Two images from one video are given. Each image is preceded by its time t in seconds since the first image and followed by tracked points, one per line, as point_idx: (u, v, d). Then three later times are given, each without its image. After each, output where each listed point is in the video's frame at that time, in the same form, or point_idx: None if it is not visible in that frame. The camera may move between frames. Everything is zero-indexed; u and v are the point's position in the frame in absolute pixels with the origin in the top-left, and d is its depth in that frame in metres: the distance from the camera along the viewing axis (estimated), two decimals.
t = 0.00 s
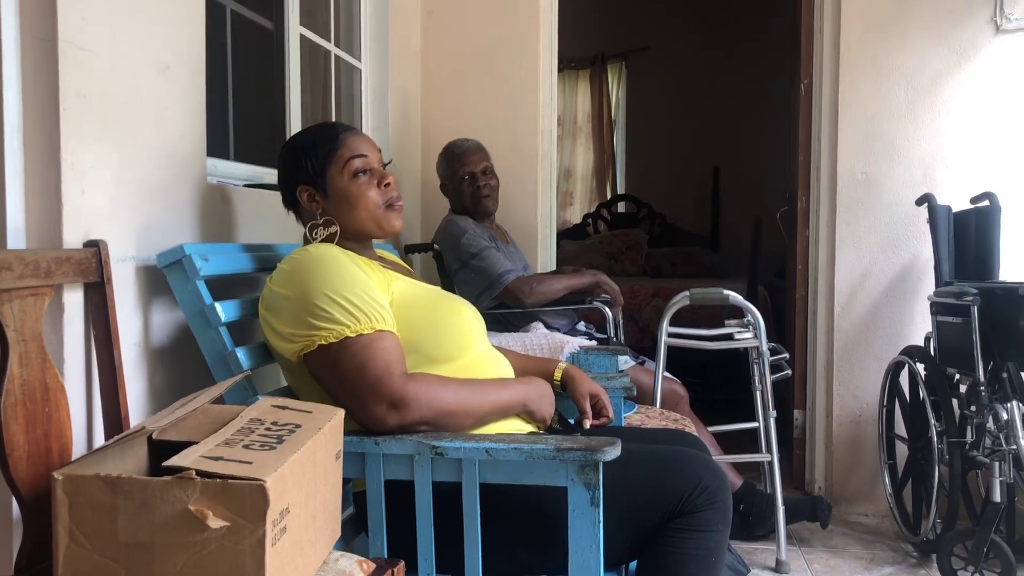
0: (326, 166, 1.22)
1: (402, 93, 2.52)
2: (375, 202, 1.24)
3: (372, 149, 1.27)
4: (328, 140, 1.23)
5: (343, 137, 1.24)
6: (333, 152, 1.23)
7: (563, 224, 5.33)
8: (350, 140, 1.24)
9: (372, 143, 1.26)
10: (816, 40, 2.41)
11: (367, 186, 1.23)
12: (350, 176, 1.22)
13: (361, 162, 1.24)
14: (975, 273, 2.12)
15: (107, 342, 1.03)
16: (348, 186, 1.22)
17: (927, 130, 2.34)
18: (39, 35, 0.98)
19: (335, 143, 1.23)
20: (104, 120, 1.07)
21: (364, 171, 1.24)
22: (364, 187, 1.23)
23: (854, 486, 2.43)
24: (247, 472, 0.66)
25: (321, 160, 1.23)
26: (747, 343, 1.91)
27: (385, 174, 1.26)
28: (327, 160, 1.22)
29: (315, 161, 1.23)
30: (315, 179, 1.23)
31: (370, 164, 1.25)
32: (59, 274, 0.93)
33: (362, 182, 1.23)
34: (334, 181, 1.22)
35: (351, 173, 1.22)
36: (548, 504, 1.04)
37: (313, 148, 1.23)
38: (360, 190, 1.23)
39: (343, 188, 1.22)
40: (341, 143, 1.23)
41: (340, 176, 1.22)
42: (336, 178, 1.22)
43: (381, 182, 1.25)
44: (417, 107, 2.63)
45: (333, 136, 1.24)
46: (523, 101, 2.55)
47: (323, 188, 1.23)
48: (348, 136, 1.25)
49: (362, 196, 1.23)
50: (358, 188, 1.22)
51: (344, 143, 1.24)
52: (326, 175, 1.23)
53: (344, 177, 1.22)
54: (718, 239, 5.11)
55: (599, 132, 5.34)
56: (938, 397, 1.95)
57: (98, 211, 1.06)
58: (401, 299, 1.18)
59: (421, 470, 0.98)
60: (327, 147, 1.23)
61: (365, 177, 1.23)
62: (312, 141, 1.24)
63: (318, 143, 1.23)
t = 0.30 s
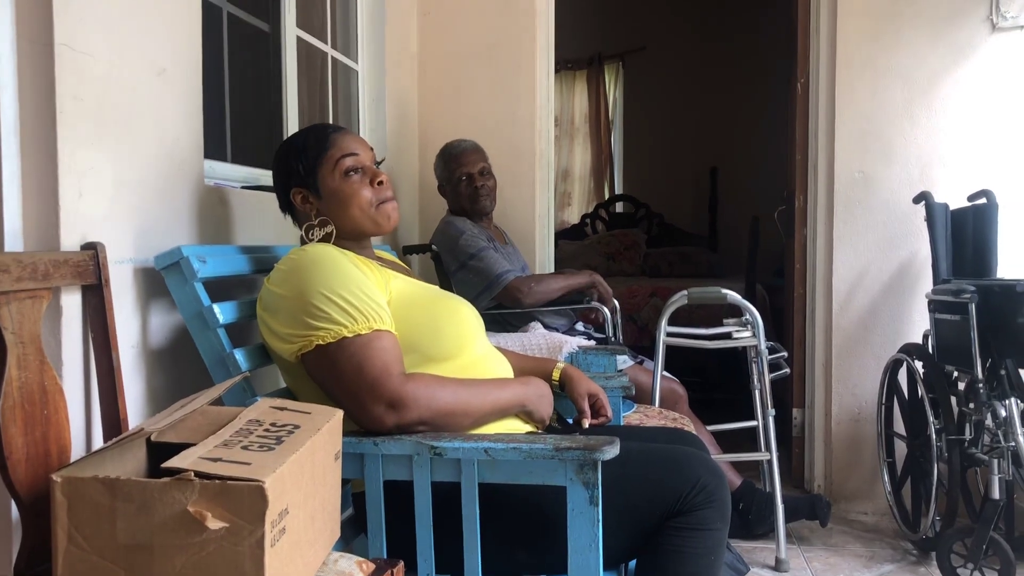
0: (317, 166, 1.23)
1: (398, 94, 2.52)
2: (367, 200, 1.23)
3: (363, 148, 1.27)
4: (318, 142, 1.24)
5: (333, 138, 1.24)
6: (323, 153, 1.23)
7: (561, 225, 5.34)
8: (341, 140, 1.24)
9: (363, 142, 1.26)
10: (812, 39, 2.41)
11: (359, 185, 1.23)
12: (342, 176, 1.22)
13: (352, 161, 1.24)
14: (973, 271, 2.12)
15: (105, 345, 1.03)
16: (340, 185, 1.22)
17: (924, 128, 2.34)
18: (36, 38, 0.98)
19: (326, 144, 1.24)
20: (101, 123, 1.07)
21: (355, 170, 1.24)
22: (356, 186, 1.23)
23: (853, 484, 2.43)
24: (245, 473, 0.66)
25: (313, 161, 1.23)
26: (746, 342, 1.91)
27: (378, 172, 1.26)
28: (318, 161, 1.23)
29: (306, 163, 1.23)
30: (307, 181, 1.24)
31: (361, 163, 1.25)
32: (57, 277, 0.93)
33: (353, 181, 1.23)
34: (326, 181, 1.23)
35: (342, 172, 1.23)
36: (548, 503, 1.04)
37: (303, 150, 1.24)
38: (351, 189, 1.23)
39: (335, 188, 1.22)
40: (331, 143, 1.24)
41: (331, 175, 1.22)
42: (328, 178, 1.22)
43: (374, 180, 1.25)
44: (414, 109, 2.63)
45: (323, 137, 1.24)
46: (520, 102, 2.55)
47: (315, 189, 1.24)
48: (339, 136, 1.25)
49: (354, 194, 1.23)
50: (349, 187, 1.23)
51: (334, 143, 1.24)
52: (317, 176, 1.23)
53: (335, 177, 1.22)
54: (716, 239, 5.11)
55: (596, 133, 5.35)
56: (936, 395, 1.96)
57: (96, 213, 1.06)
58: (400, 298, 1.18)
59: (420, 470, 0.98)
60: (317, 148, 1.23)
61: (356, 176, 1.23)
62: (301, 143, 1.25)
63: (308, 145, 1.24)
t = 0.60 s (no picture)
0: (314, 169, 1.23)
1: (396, 96, 2.52)
2: (364, 202, 1.23)
3: (359, 150, 1.27)
4: (314, 145, 1.24)
5: (329, 140, 1.24)
6: (319, 156, 1.23)
7: (559, 227, 5.34)
8: (337, 142, 1.24)
9: (359, 144, 1.26)
10: (809, 39, 2.41)
11: (356, 187, 1.23)
12: (338, 177, 1.22)
13: (348, 163, 1.24)
14: (971, 271, 2.13)
15: (101, 349, 1.03)
16: (336, 187, 1.22)
17: (921, 128, 2.34)
18: (30, 41, 0.97)
19: (322, 146, 1.24)
20: (96, 127, 1.07)
21: (352, 172, 1.23)
22: (352, 188, 1.23)
23: (852, 485, 2.43)
24: (241, 477, 0.65)
25: (308, 163, 1.23)
26: (744, 343, 1.91)
27: (374, 174, 1.26)
28: (314, 164, 1.23)
29: (302, 166, 1.23)
30: (303, 184, 1.24)
31: (357, 165, 1.25)
32: (53, 281, 0.93)
33: (350, 182, 1.23)
34: (322, 184, 1.22)
35: (338, 174, 1.22)
36: (546, 506, 1.04)
37: (299, 153, 1.24)
38: (348, 191, 1.23)
39: (331, 190, 1.22)
40: (327, 145, 1.24)
41: (328, 177, 1.22)
42: (324, 180, 1.22)
43: (370, 182, 1.25)
44: (411, 111, 2.63)
45: (319, 140, 1.24)
46: (517, 104, 2.55)
47: (312, 191, 1.23)
48: (334, 138, 1.25)
49: (350, 196, 1.22)
50: (346, 189, 1.22)
51: (330, 145, 1.24)
52: (314, 178, 1.23)
53: (331, 179, 1.22)
54: (714, 240, 5.12)
55: (594, 134, 5.35)
56: (935, 395, 1.96)
57: (91, 217, 1.05)
58: (397, 301, 1.18)
59: (417, 473, 0.98)
60: (313, 151, 1.23)
61: (353, 178, 1.23)
62: (297, 146, 1.24)
63: (304, 148, 1.24)
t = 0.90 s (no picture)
0: (315, 175, 1.23)
1: (394, 101, 2.53)
2: (365, 207, 1.24)
3: (360, 156, 1.27)
4: (315, 151, 1.24)
5: (330, 146, 1.25)
6: (320, 162, 1.24)
7: (557, 231, 5.35)
8: (338, 148, 1.25)
9: (360, 150, 1.27)
10: (805, 42, 2.43)
11: (356, 192, 1.24)
12: (339, 183, 1.23)
13: (350, 169, 1.24)
14: (967, 273, 2.12)
15: (102, 355, 1.03)
16: (337, 192, 1.23)
17: (917, 130, 2.35)
18: (30, 50, 0.98)
19: (323, 152, 1.24)
20: (97, 134, 1.08)
21: (353, 178, 1.24)
22: (353, 194, 1.23)
23: (851, 486, 2.43)
24: (244, 481, 0.66)
25: (310, 169, 1.24)
26: (742, 346, 1.91)
27: (375, 180, 1.26)
28: (315, 170, 1.23)
29: (303, 172, 1.24)
30: (304, 190, 1.24)
31: (358, 170, 1.26)
32: (54, 288, 0.93)
33: (351, 188, 1.23)
34: (323, 189, 1.23)
35: (340, 180, 1.23)
36: (546, 508, 1.05)
37: (300, 159, 1.24)
38: (349, 197, 1.23)
39: (332, 195, 1.23)
40: (328, 152, 1.24)
41: (329, 183, 1.23)
42: (326, 186, 1.23)
43: (371, 187, 1.26)
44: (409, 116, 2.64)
45: (321, 146, 1.25)
46: (515, 108, 2.56)
47: (313, 197, 1.24)
48: (336, 144, 1.25)
49: (351, 202, 1.23)
50: (347, 195, 1.23)
51: (331, 151, 1.24)
52: (315, 184, 1.23)
53: (332, 185, 1.23)
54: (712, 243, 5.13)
55: (592, 138, 5.37)
56: (933, 396, 1.96)
57: (92, 223, 1.06)
58: (396, 306, 1.18)
59: (418, 477, 0.98)
60: (315, 157, 1.24)
61: (354, 184, 1.24)
62: (298, 152, 1.25)
63: (305, 154, 1.24)
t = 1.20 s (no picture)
0: (314, 180, 1.24)
1: (392, 106, 2.53)
2: (364, 212, 1.24)
3: (359, 161, 1.28)
4: (314, 155, 1.25)
5: (329, 151, 1.25)
6: (319, 167, 1.24)
7: (556, 235, 5.35)
8: (337, 153, 1.25)
9: (359, 155, 1.27)
10: (803, 46, 2.43)
11: (356, 197, 1.24)
12: (338, 188, 1.23)
13: (349, 174, 1.25)
14: (966, 275, 2.12)
15: (100, 362, 1.03)
16: (337, 197, 1.23)
17: (915, 132, 2.36)
18: (28, 57, 0.98)
19: (322, 157, 1.24)
20: (94, 141, 1.08)
21: (351, 182, 1.24)
22: (352, 198, 1.24)
23: (852, 489, 2.43)
24: (241, 487, 0.66)
25: (309, 174, 1.24)
26: (741, 349, 1.91)
27: (374, 184, 1.27)
28: (314, 174, 1.23)
29: (302, 177, 1.24)
30: (303, 194, 1.24)
31: (357, 175, 1.26)
32: (52, 294, 0.93)
33: (350, 193, 1.24)
34: (322, 194, 1.23)
35: (339, 184, 1.23)
36: (545, 513, 1.04)
37: (299, 164, 1.24)
38: (348, 201, 1.23)
39: (331, 200, 1.23)
40: (327, 156, 1.24)
41: (328, 187, 1.23)
42: (324, 190, 1.23)
43: (370, 192, 1.26)
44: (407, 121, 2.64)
45: (320, 150, 1.25)
46: (513, 113, 2.57)
47: (311, 202, 1.24)
48: (335, 150, 1.26)
49: (349, 206, 1.23)
50: (346, 199, 1.23)
51: (330, 156, 1.25)
52: (313, 188, 1.24)
53: (330, 190, 1.23)
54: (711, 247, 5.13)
55: (590, 142, 5.38)
56: (933, 399, 1.96)
57: (90, 230, 1.06)
58: (394, 311, 1.19)
59: (417, 482, 0.98)
60: (313, 162, 1.24)
61: (352, 189, 1.24)
62: (297, 157, 1.25)
63: (303, 159, 1.25)
